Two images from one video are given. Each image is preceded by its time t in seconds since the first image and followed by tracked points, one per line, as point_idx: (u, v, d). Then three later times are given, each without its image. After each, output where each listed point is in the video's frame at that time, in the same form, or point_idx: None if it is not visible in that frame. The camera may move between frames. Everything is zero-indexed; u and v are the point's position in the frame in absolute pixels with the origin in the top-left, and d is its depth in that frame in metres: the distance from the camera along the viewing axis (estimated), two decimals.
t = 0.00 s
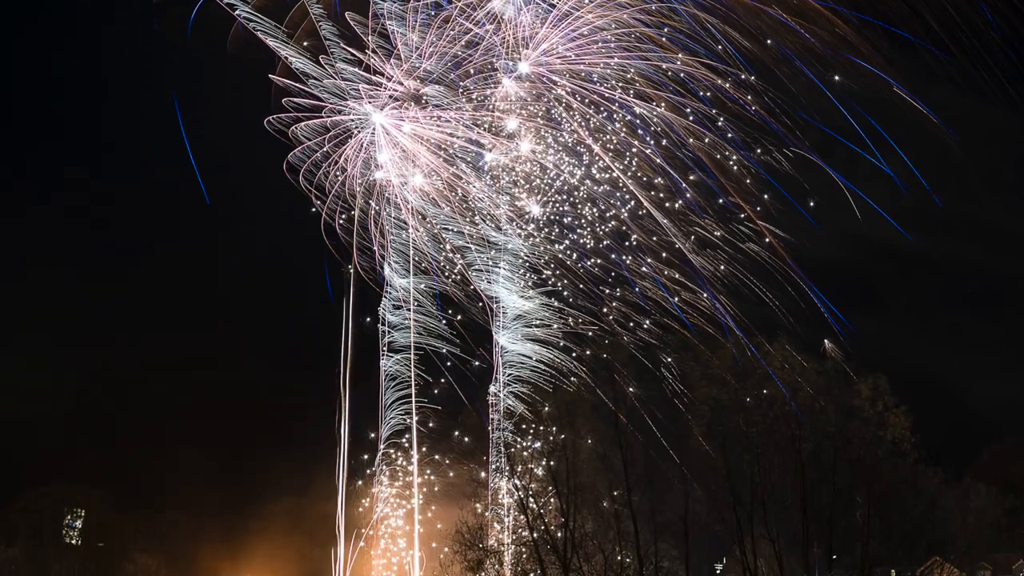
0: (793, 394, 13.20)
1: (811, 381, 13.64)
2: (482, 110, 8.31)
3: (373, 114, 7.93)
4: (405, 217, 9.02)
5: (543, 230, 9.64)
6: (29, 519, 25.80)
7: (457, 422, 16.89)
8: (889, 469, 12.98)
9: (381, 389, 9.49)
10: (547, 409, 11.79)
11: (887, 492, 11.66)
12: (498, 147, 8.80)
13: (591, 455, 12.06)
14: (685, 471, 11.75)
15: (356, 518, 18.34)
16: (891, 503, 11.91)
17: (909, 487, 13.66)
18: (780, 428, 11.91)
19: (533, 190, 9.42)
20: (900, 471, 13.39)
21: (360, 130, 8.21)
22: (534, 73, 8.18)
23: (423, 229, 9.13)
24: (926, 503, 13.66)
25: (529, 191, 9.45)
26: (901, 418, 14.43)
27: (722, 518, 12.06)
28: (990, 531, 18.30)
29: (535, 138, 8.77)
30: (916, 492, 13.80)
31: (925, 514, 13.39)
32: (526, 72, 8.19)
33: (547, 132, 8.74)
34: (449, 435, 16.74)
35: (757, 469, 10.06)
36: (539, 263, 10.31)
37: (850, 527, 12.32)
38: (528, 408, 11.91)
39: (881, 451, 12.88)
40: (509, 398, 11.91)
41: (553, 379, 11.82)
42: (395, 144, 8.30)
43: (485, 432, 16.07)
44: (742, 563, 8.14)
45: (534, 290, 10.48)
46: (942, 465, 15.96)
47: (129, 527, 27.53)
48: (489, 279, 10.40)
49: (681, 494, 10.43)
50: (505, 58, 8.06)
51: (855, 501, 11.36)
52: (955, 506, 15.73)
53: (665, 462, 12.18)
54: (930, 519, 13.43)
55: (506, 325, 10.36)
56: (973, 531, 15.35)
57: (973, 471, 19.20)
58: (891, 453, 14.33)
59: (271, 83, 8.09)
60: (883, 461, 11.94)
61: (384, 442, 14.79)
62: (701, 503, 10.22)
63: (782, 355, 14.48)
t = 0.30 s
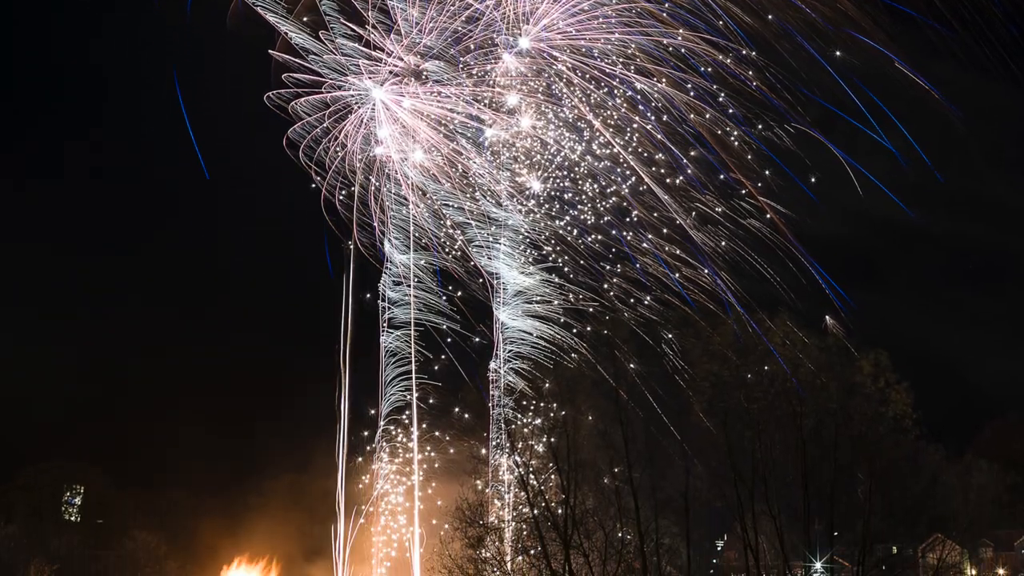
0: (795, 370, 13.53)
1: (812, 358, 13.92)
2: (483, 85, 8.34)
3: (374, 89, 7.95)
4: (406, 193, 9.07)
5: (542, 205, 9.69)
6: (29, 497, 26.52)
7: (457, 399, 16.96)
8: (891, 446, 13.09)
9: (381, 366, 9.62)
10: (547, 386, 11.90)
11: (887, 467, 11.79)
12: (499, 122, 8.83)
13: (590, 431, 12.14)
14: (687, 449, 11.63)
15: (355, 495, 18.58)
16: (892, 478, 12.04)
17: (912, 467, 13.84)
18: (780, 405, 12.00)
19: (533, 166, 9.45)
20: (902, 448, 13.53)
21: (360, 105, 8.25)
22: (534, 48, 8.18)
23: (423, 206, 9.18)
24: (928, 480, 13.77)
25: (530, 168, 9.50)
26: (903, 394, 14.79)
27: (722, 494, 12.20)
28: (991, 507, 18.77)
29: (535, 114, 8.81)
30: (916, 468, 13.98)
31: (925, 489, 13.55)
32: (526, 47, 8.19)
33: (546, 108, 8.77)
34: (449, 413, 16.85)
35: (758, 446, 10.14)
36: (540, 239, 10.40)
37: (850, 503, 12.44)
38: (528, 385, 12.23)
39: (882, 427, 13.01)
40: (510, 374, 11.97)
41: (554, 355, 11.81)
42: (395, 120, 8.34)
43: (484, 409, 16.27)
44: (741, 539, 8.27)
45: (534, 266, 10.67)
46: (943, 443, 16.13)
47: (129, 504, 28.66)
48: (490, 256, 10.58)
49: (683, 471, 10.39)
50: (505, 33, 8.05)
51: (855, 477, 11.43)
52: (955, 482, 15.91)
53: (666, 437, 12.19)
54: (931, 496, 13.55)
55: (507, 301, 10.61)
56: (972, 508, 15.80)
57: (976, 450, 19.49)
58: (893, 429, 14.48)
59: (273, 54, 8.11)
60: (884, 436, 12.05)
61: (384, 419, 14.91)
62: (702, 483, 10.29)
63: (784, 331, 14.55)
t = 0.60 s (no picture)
0: (796, 346, 13.61)
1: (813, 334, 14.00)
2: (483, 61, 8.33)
3: (374, 64, 7.95)
4: (407, 170, 9.11)
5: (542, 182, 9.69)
6: (29, 473, 27.71)
7: (458, 376, 17.05)
8: (893, 422, 13.21)
9: (382, 343, 9.68)
10: (548, 362, 11.91)
11: (889, 443, 11.87)
12: (498, 98, 8.95)
13: (591, 408, 12.24)
14: (687, 425, 11.72)
15: (357, 471, 18.77)
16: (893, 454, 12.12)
17: (914, 443, 13.97)
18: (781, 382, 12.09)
19: (534, 142, 9.43)
20: (903, 424, 13.65)
21: (361, 81, 8.26)
22: (535, 23, 8.14)
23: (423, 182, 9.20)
24: (929, 456, 13.90)
25: (530, 144, 9.47)
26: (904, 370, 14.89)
27: (722, 471, 12.27)
28: (993, 483, 18.99)
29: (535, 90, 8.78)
30: (918, 443, 14.11)
31: (926, 465, 13.67)
32: (528, 21, 8.14)
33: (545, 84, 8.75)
34: (450, 389, 16.96)
35: (760, 422, 10.24)
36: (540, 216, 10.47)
37: (851, 479, 12.57)
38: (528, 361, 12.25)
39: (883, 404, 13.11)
40: (510, 349, 12.19)
41: (554, 331, 11.93)
42: (395, 96, 8.36)
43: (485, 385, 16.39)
44: (741, 515, 8.36)
45: (535, 243, 10.89)
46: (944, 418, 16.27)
47: (128, 480, 29.66)
48: (491, 232, 10.74)
49: (684, 447, 10.50)
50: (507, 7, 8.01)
51: (856, 453, 11.54)
52: (955, 458, 16.04)
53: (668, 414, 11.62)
54: (932, 471, 13.69)
55: (507, 277, 11.03)
56: (973, 483, 15.98)
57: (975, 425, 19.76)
58: (894, 405, 14.59)
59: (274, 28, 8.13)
60: (885, 412, 12.13)
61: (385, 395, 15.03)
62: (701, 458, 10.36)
63: (785, 308, 14.61)
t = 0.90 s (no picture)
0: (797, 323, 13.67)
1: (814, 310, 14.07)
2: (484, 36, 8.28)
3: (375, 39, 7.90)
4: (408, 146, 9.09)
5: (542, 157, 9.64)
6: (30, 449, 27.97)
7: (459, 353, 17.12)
8: (895, 398, 13.30)
9: (382, 320, 9.69)
10: (548, 338, 11.90)
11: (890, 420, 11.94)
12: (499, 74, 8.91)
13: (591, 384, 12.29)
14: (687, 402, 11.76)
15: (358, 448, 18.91)
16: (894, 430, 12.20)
17: (915, 419, 14.06)
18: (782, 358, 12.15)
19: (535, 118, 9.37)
20: (904, 400, 13.75)
21: (361, 56, 8.22)
22: None
23: (423, 158, 9.18)
24: (931, 432, 14.01)
25: (532, 120, 9.42)
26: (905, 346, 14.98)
27: (722, 448, 12.32)
28: (993, 460, 19.20)
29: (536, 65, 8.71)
30: (919, 419, 14.21)
31: (927, 441, 13.79)
32: None
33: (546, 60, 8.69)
34: (452, 366, 17.04)
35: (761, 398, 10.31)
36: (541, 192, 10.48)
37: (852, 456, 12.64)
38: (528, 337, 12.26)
39: (885, 380, 13.19)
40: (510, 328, 12.75)
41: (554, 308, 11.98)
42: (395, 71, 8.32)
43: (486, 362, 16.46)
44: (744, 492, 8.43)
45: (536, 219, 10.88)
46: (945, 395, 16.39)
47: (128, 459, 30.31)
48: (491, 208, 10.73)
49: (685, 424, 10.56)
50: None
51: (857, 430, 11.62)
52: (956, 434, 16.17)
53: (667, 390, 11.53)
54: (933, 447, 13.79)
55: (508, 254, 11.08)
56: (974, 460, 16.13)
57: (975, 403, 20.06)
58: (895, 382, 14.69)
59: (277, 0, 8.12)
60: (887, 389, 12.21)
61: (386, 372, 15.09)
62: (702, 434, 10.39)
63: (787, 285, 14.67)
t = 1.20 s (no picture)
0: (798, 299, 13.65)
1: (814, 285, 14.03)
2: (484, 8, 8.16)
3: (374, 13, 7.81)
4: (407, 121, 9.01)
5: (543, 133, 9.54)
6: (30, 426, 28.47)
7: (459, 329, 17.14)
8: (896, 374, 13.31)
9: (381, 297, 9.64)
10: (548, 314, 11.86)
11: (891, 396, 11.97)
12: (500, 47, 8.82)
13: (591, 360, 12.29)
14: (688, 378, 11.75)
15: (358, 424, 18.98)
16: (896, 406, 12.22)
17: (916, 394, 14.10)
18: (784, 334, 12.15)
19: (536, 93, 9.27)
20: (906, 376, 13.78)
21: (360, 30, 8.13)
22: None
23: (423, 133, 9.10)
24: (933, 408, 14.04)
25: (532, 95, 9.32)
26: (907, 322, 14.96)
27: (723, 424, 12.34)
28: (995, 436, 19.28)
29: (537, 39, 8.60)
30: (920, 395, 14.25)
31: (929, 417, 13.84)
32: None
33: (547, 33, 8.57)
34: (452, 343, 17.06)
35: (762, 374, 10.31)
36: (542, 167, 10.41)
37: (853, 432, 12.68)
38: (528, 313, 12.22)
39: (887, 356, 13.21)
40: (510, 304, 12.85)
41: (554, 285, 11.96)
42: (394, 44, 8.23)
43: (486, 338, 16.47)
44: (745, 468, 8.44)
45: (536, 195, 10.81)
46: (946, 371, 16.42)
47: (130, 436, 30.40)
48: (492, 183, 10.64)
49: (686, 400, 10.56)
50: None
51: (859, 406, 11.65)
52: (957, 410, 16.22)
53: (668, 365, 11.45)
54: (934, 423, 13.82)
55: (508, 229, 11.04)
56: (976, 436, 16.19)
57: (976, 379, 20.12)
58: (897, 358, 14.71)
59: None
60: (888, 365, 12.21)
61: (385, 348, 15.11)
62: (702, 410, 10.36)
63: (788, 261, 14.62)
